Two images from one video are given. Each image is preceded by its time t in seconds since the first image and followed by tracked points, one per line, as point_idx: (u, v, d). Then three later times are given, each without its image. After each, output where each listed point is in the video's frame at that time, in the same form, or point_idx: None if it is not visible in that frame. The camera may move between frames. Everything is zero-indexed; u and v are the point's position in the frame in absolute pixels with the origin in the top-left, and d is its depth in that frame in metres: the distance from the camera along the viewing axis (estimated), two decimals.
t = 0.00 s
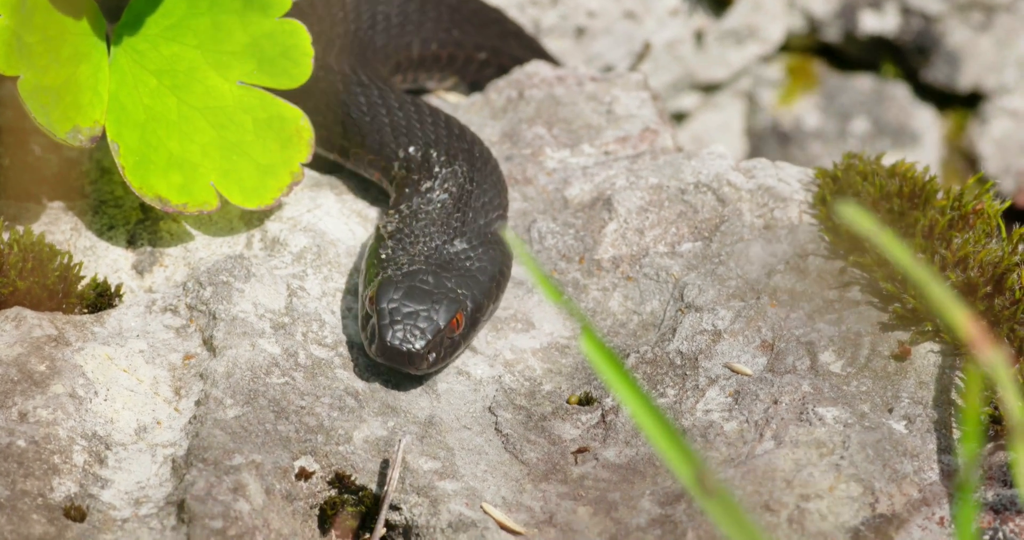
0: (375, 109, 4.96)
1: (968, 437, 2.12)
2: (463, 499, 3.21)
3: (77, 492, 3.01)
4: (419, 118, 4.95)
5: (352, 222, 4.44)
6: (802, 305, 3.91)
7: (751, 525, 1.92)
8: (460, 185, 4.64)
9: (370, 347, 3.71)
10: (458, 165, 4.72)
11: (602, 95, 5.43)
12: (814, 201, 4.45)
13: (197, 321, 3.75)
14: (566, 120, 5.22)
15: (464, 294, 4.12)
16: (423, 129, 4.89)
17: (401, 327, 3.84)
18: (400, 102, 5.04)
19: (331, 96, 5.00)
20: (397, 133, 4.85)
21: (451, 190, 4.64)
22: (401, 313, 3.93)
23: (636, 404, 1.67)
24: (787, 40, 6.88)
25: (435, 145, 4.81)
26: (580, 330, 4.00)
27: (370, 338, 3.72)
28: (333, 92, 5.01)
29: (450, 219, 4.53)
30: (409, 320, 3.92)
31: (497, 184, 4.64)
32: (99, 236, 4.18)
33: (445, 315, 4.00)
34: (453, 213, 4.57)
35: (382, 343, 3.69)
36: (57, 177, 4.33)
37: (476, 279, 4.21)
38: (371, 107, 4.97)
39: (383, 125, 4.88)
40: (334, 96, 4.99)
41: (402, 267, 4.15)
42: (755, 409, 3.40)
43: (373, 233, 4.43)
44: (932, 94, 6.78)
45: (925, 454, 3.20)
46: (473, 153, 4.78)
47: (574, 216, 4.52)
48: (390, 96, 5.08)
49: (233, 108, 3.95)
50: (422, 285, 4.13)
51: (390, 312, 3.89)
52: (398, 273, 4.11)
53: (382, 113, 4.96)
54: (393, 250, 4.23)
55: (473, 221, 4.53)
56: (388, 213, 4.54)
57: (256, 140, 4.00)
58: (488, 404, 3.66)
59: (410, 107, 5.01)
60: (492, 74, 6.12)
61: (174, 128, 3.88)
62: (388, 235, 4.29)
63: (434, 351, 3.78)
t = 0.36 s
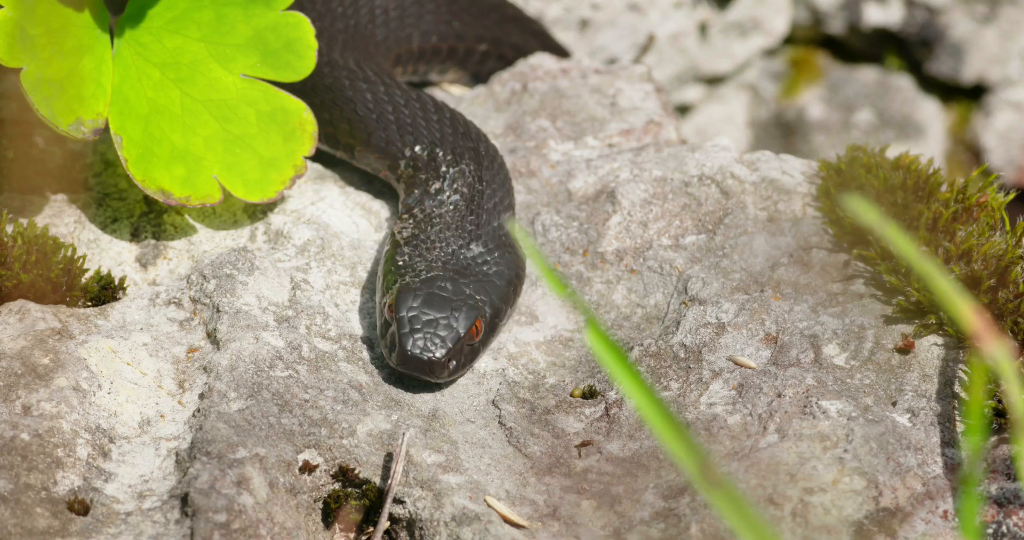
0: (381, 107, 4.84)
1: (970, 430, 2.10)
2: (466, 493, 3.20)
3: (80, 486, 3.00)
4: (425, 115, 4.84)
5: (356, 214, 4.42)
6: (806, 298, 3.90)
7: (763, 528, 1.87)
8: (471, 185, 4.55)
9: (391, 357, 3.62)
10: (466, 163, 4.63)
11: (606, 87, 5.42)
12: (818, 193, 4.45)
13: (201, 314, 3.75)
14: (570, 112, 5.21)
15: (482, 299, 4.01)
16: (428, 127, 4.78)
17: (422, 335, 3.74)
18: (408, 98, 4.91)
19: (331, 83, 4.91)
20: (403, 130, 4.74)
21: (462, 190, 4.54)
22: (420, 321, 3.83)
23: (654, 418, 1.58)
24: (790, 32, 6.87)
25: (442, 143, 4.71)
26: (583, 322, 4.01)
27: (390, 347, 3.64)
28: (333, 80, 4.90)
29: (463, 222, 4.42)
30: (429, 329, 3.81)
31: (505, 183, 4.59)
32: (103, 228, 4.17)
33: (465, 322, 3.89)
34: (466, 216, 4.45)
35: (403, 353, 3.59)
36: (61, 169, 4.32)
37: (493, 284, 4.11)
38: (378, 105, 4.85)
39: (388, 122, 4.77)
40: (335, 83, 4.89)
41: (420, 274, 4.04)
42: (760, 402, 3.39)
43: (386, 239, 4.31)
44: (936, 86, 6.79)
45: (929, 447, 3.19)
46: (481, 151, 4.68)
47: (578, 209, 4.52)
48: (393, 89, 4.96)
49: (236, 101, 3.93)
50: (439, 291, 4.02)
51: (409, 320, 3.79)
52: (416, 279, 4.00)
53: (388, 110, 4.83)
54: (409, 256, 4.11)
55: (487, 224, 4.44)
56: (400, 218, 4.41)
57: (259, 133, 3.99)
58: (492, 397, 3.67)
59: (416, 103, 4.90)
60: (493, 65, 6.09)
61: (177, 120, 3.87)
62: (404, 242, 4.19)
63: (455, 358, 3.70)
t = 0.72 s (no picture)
0: (394, 105, 4.83)
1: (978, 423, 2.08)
2: (471, 487, 3.19)
3: (85, 480, 3.00)
4: (437, 113, 4.81)
5: (360, 209, 4.41)
6: (811, 292, 3.89)
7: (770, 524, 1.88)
8: (468, 186, 4.50)
9: (368, 352, 3.60)
10: (468, 165, 4.58)
11: (611, 81, 5.40)
12: (821, 187, 4.45)
13: (206, 308, 3.75)
14: (574, 106, 5.20)
15: (464, 297, 3.97)
16: (438, 126, 4.75)
17: (400, 331, 3.71)
18: (422, 96, 4.89)
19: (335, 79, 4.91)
20: (414, 128, 4.73)
21: (457, 191, 4.49)
22: (400, 317, 3.78)
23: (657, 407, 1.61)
24: (794, 26, 6.86)
25: (449, 143, 4.67)
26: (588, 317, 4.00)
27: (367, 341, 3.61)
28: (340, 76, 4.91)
29: (453, 221, 4.37)
30: (408, 325, 3.77)
31: (505, 187, 4.53)
32: (108, 222, 4.17)
33: (444, 320, 3.85)
34: (457, 216, 4.40)
35: (381, 348, 3.57)
36: (65, 163, 4.32)
37: (476, 282, 4.05)
38: (390, 103, 4.84)
39: (399, 120, 4.76)
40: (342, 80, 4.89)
41: (403, 270, 4.00)
42: (764, 397, 3.39)
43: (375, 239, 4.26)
44: (939, 80, 6.74)
45: (934, 442, 3.19)
46: (486, 153, 4.62)
47: (583, 203, 4.51)
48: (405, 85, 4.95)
49: (241, 95, 3.93)
50: (422, 287, 3.98)
51: (389, 315, 3.76)
52: (399, 275, 3.95)
53: (399, 108, 4.82)
54: (394, 252, 4.08)
55: (479, 225, 4.37)
56: (393, 216, 4.38)
57: (264, 126, 3.98)
58: (497, 392, 3.66)
59: (428, 101, 4.87)
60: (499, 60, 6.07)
61: (182, 113, 3.86)
62: (392, 238, 4.17)
63: (433, 355, 3.67)
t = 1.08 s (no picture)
0: (408, 117, 4.78)
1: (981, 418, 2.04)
2: (476, 489, 3.19)
3: (89, 482, 3.00)
4: (449, 125, 4.78)
5: (365, 211, 4.39)
6: (815, 294, 3.89)
7: (779, 526, 1.89)
8: (480, 200, 4.46)
9: (388, 364, 3.56)
10: (479, 178, 4.55)
11: (615, 84, 5.41)
12: (826, 190, 4.47)
13: (210, 310, 3.74)
14: (578, 109, 5.20)
15: (483, 309, 3.92)
16: (450, 138, 4.71)
17: (420, 342, 3.67)
18: (436, 107, 4.85)
19: (337, 81, 4.91)
20: (426, 141, 4.68)
21: (469, 203, 4.45)
22: (419, 329, 3.75)
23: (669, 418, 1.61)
24: (799, 30, 6.82)
25: (461, 157, 4.63)
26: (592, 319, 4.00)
27: (388, 355, 3.57)
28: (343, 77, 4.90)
29: (468, 235, 4.32)
30: (427, 337, 3.74)
31: (515, 200, 4.50)
32: (112, 225, 4.16)
33: (464, 331, 3.81)
34: (472, 230, 4.36)
35: (400, 360, 3.54)
36: (69, 166, 4.34)
37: (494, 295, 3.99)
38: (403, 114, 4.79)
39: (412, 131, 4.71)
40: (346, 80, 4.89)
41: (421, 283, 3.95)
42: (768, 399, 3.38)
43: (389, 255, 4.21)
44: (944, 83, 6.74)
45: (938, 444, 3.18)
46: (496, 166, 4.59)
47: (587, 205, 4.51)
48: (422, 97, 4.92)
49: (246, 96, 3.93)
50: (440, 299, 3.93)
51: (407, 327, 3.72)
52: (416, 288, 3.91)
53: (413, 121, 4.77)
54: (411, 266, 4.03)
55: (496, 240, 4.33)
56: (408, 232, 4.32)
57: (269, 127, 3.98)
58: (500, 394, 3.66)
59: (441, 113, 4.83)
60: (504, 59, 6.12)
61: (187, 115, 3.86)
62: (408, 253, 4.12)
63: (452, 367, 3.62)
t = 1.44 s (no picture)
0: (419, 121, 4.69)
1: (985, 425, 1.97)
2: (478, 486, 3.18)
3: (92, 478, 3.00)
4: (452, 122, 4.71)
5: (367, 207, 4.38)
6: (818, 291, 3.88)
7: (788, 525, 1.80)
8: (477, 209, 4.38)
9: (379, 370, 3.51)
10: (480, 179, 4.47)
11: (617, 80, 5.40)
12: (829, 186, 4.45)
13: (212, 307, 3.74)
14: (581, 105, 5.20)
15: (475, 317, 3.87)
16: (458, 145, 4.60)
17: (412, 348, 3.62)
18: (447, 112, 4.74)
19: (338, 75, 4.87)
20: (431, 139, 4.63)
21: (466, 213, 4.36)
22: (411, 335, 3.69)
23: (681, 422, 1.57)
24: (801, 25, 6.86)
25: (466, 162, 4.52)
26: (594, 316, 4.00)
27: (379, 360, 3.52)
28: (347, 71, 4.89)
29: (464, 243, 4.25)
30: (420, 342, 3.69)
31: (514, 212, 4.40)
32: (114, 221, 4.16)
33: (456, 338, 3.76)
34: (468, 238, 4.28)
35: (392, 366, 3.49)
36: (73, 162, 4.32)
37: (488, 303, 3.93)
38: (415, 118, 4.71)
39: (421, 137, 4.63)
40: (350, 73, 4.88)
41: (415, 290, 3.91)
42: (771, 396, 3.37)
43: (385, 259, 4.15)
44: (947, 79, 6.72)
45: (941, 440, 3.17)
46: (497, 174, 4.48)
47: (589, 202, 4.51)
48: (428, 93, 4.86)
49: (246, 94, 3.92)
50: (433, 305, 3.89)
51: (399, 334, 3.67)
52: (410, 295, 3.85)
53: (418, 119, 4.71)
54: (405, 274, 3.97)
55: (491, 248, 4.26)
56: (405, 238, 4.26)
57: (269, 126, 3.97)
58: (503, 391, 3.66)
59: (451, 118, 4.71)
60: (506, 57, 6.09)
61: (187, 113, 3.85)
62: (402, 259, 4.05)
63: (444, 374, 3.57)
